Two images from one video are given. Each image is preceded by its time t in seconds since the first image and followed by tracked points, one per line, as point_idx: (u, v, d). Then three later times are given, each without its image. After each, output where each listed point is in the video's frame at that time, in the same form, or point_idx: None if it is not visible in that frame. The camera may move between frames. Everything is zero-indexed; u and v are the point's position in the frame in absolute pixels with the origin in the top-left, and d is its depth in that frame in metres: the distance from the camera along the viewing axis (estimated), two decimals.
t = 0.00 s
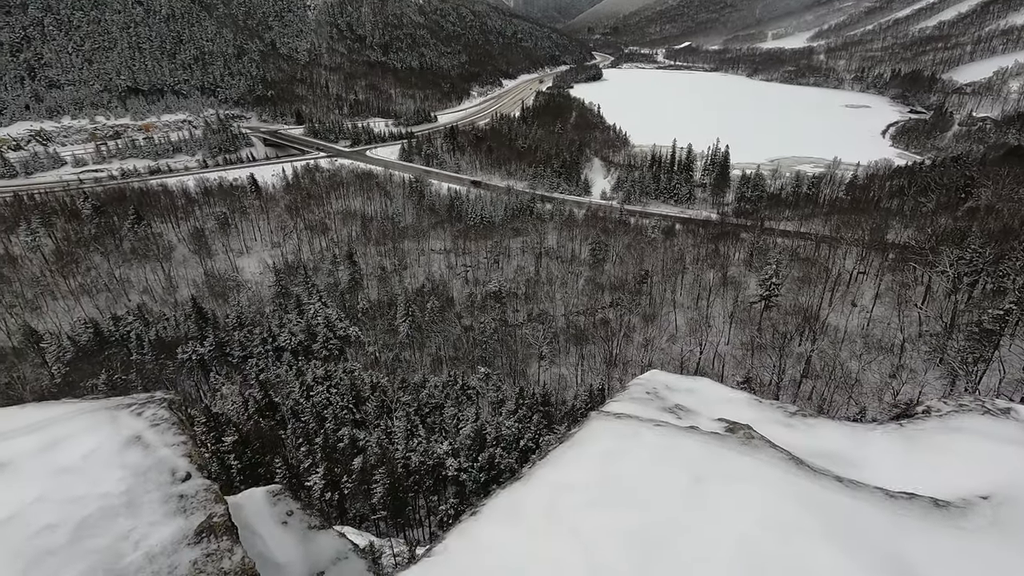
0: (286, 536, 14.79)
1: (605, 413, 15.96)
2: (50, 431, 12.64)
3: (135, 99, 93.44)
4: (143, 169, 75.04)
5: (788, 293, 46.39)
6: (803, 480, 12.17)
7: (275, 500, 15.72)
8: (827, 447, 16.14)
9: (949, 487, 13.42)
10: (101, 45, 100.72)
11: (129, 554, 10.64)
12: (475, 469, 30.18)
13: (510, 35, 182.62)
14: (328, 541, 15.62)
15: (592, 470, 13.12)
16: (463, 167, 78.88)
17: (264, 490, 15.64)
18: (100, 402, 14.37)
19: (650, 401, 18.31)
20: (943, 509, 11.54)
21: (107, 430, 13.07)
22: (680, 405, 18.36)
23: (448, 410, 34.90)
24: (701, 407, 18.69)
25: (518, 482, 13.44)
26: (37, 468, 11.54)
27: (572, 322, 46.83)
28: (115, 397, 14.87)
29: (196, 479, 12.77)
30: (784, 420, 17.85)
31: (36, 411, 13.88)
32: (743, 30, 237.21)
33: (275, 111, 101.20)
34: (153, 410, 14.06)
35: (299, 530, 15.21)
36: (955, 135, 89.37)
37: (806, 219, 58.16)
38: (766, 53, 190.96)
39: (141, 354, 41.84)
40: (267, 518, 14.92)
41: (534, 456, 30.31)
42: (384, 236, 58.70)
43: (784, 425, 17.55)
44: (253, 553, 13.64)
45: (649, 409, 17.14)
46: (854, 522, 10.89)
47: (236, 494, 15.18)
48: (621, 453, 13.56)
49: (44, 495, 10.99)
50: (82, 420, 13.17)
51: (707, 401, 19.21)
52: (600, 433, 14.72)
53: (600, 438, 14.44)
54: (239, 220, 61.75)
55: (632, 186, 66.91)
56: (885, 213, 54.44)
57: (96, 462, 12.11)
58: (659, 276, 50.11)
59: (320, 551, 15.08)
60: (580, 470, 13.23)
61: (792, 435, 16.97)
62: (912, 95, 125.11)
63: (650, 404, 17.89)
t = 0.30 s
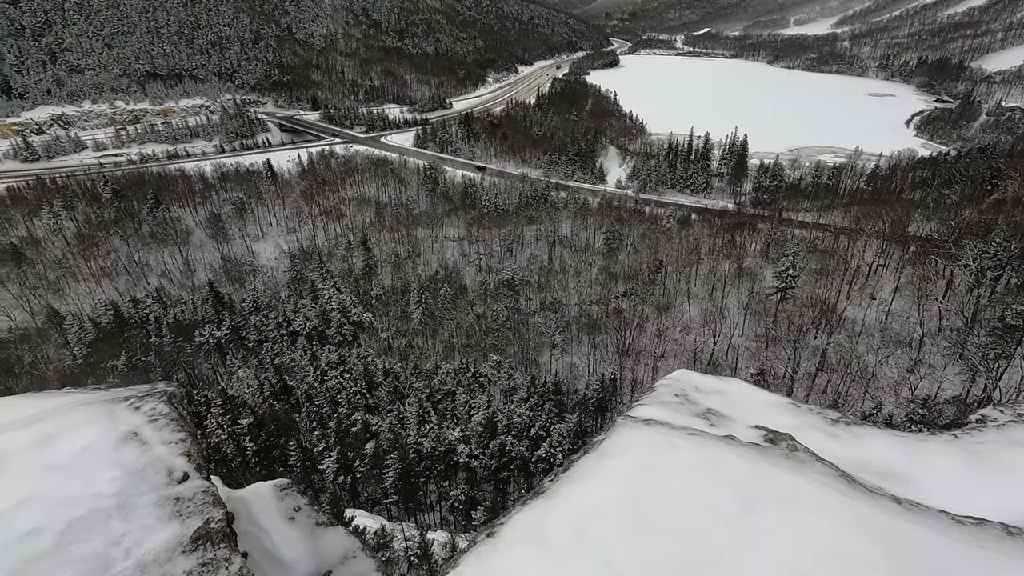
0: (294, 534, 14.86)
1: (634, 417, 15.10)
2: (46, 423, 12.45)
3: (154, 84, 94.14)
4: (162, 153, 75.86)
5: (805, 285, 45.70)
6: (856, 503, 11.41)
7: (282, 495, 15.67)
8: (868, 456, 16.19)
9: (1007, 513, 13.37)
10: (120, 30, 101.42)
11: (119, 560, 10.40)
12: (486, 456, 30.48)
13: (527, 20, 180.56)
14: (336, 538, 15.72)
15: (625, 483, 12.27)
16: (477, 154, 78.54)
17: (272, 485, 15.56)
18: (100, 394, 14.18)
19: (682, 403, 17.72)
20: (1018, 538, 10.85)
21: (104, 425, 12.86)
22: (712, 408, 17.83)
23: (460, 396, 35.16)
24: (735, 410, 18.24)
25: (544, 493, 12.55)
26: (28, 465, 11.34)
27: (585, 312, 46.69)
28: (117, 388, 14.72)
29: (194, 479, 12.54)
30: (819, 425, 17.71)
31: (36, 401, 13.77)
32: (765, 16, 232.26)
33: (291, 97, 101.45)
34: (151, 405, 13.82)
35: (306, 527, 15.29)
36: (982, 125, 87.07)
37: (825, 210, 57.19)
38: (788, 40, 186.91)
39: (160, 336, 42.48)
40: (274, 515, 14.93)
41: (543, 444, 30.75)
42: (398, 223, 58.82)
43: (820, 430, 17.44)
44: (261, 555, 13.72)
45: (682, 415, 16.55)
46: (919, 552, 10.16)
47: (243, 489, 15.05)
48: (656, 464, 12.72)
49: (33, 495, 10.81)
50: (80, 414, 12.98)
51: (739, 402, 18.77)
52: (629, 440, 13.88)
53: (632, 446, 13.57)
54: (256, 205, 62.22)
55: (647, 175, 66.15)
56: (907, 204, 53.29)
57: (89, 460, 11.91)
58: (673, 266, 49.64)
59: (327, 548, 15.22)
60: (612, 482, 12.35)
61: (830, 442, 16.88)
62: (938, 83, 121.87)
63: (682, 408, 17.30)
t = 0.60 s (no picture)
0: (303, 518, 14.93)
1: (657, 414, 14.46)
2: (51, 403, 12.03)
3: (174, 68, 94.83)
4: (182, 137, 76.68)
5: (824, 277, 44.99)
6: (897, 504, 10.63)
7: (293, 480, 15.87)
8: (902, 456, 15.65)
9: None
10: (141, 14, 102.13)
11: (122, 545, 9.89)
12: (498, 443, 30.66)
13: (545, 4, 178.09)
14: (347, 524, 15.59)
15: (649, 487, 11.70)
16: (494, 141, 78.07)
17: (282, 469, 15.79)
18: (108, 374, 13.73)
19: (706, 395, 16.94)
20: None
21: (110, 406, 12.38)
22: (738, 401, 17.07)
23: (473, 382, 35.49)
24: (762, 404, 17.49)
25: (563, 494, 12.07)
26: (32, 446, 10.93)
27: (599, 301, 46.43)
28: (126, 368, 14.30)
29: (201, 462, 11.93)
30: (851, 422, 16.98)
31: (43, 379, 13.38)
32: (789, 2, 226.79)
33: (308, 82, 101.61)
34: (159, 386, 13.29)
35: (316, 511, 15.35)
36: (1013, 115, 84.51)
37: (847, 201, 56.06)
38: (813, 26, 182.23)
39: (179, 317, 43.07)
40: (284, 498, 15.12)
41: (555, 432, 31.13)
42: (414, 208, 58.90)
43: (852, 426, 16.78)
44: (269, 536, 13.86)
45: (707, 410, 15.76)
46: (969, 562, 9.36)
47: (254, 472, 15.38)
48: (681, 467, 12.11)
49: (35, 476, 10.40)
50: (86, 394, 12.53)
51: (766, 396, 17.99)
52: (653, 440, 13.26)
53: (655, 446, 13.00)
54: (273, 188, 62.69)
55: (665, 163, 65.27)
56: (933, 196, 52.01)
57: (94, 441, 11.42)
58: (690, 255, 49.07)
59: (337, 533, 15.16)
60: (636, 486, 11.82)
61: (863, 440, 16.25)
62: (969, 71, 118.33)
63: (706, 401, 16.51)
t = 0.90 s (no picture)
0: (326, 507, 14.87)
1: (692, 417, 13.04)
2: (83, 396, 12.24)
3: (193, 46, 94.92)
4: (201, 116, 77.15)
5: (844, 265, 44.28)
6: (955, 531, 9.87)
7: (317, 467, 15.75)
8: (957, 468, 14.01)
9: None
10: None
11: (156, 538, 10.08)
12: (510, 425, 30.96)
13: None
14: (370, 513, 15.49)
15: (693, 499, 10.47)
16: (510, 122, 77.23)
17: (306, 456, 15.68)
18: (136, 365, 13.94)
19: (741, 397, 14.98)
20: None
21: (140, 399, 12.58)
22: (774, 405, 15.19)
23: (486, 364, 35.64)
24: (801, 408, 15.56)
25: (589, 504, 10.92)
26: (67, 439, 11.11)
27: (613, 286, 46.27)
28: (153, 359, 14.51)
29: (230, 457, 12.16)
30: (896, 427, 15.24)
31: (76, 368, 13.54)
32: None
33: (325, 61, 101.20)
34: (187, 378, 13.49)
35: (338, 500, 15.22)
36: None
37: (870, 187, 54.77)
38: (841, 5, 176.26)
39: (198, 295, 43.69)
40: (308, 486, 15.05)
41: (567, 416, 31.24)
42: (429, 190, 58.88)
43: (894, 433, 15.04)
44: (293, 524, 13.92)
45: (746, 414, 13.88)
46: None
47: (277, 461, 15.29)
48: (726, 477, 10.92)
49: (71, 468, 10.58)
50: (115, 386, 12.74)
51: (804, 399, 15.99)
52: (690, 446, 11.95)
53: (695, 453, 11.71)
54: (290, 169, 63.02)
55: (684, 146, 64.18)
56: (961, 183, 50.56)
57: (127, 434, 11.60)
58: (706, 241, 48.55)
59: (359, 522, 15.04)
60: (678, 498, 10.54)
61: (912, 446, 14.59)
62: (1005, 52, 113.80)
63: (743, 403, 14.56)
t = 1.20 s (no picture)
0: (346, 486, 13.75)
1: (733, 402, 10.31)
2: (100, 369, 10.80)
3: (206, 21, 94.28)
4: (214, 93, 77.16)
5: (861, 252, 43.63)
6: None
7: (336, 446, 14.63)
8: None
9: None
10: None
11: (176, 522, 8.71)
12: (520, 405, 31.13)
13: None
14: (389, 494, 14.46)
15: (743, 499, 7.87)
16: (524, 101, 76.11)
17: (325, 434, 14.56)
18: (154, 340, 12.47)
19: (785, 382, 11.87)
20: None
21: (157, 374, 11.08)
22: (824, 393, 12.05)
23: (496, 345, 35.79)
24: (855, 400, 12.36)
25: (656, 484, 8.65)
26: (83, 415, 9.72)
27: (626, 268, 45.97)
28: (173, 335, 13.07)
29: (254, 436, 10.68)
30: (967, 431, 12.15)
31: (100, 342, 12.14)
32: None
33: (338, 38, 100.26)
34: (207, 354, 11.97)
35: (358, 481, 14.11)
36: None
37: (891, 171, 53.55)
38: None
39: (213, 272, 44.19)
40: (327, 465, 13.93)
41: (577, 397, 31.40)
42: (442, 170, 58.58)
43: (951, 426, 12.27)
44: (313, 503, 12.84)
45: (794, 401, 10.88)
46: None
47: (297, 438, 14.14)
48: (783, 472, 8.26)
49: (87, 446, 9.20)
50: (133, 360, 11.25)
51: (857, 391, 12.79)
52: (729, 431, 9.28)
53: (739, 441, 8.99)
54: (304, 147, 62.89)
55: (701, 128, 63.01)
56: (986, 167, 49.20)
57: (146, 411, 10.17)
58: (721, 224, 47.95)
59: (379, 504, 13.94)
60: (726, 498, 7.92)
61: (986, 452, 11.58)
62: None
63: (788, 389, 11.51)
